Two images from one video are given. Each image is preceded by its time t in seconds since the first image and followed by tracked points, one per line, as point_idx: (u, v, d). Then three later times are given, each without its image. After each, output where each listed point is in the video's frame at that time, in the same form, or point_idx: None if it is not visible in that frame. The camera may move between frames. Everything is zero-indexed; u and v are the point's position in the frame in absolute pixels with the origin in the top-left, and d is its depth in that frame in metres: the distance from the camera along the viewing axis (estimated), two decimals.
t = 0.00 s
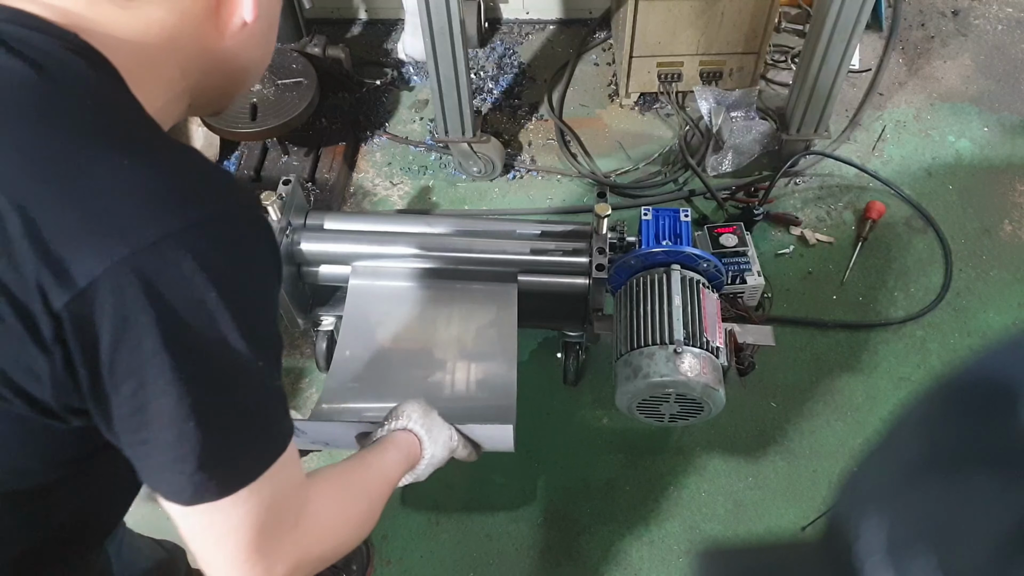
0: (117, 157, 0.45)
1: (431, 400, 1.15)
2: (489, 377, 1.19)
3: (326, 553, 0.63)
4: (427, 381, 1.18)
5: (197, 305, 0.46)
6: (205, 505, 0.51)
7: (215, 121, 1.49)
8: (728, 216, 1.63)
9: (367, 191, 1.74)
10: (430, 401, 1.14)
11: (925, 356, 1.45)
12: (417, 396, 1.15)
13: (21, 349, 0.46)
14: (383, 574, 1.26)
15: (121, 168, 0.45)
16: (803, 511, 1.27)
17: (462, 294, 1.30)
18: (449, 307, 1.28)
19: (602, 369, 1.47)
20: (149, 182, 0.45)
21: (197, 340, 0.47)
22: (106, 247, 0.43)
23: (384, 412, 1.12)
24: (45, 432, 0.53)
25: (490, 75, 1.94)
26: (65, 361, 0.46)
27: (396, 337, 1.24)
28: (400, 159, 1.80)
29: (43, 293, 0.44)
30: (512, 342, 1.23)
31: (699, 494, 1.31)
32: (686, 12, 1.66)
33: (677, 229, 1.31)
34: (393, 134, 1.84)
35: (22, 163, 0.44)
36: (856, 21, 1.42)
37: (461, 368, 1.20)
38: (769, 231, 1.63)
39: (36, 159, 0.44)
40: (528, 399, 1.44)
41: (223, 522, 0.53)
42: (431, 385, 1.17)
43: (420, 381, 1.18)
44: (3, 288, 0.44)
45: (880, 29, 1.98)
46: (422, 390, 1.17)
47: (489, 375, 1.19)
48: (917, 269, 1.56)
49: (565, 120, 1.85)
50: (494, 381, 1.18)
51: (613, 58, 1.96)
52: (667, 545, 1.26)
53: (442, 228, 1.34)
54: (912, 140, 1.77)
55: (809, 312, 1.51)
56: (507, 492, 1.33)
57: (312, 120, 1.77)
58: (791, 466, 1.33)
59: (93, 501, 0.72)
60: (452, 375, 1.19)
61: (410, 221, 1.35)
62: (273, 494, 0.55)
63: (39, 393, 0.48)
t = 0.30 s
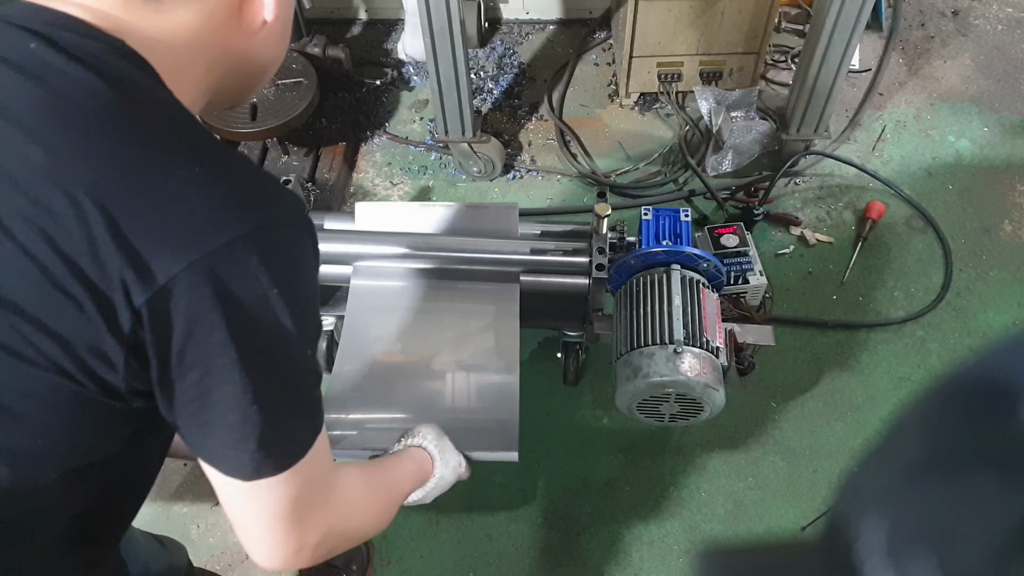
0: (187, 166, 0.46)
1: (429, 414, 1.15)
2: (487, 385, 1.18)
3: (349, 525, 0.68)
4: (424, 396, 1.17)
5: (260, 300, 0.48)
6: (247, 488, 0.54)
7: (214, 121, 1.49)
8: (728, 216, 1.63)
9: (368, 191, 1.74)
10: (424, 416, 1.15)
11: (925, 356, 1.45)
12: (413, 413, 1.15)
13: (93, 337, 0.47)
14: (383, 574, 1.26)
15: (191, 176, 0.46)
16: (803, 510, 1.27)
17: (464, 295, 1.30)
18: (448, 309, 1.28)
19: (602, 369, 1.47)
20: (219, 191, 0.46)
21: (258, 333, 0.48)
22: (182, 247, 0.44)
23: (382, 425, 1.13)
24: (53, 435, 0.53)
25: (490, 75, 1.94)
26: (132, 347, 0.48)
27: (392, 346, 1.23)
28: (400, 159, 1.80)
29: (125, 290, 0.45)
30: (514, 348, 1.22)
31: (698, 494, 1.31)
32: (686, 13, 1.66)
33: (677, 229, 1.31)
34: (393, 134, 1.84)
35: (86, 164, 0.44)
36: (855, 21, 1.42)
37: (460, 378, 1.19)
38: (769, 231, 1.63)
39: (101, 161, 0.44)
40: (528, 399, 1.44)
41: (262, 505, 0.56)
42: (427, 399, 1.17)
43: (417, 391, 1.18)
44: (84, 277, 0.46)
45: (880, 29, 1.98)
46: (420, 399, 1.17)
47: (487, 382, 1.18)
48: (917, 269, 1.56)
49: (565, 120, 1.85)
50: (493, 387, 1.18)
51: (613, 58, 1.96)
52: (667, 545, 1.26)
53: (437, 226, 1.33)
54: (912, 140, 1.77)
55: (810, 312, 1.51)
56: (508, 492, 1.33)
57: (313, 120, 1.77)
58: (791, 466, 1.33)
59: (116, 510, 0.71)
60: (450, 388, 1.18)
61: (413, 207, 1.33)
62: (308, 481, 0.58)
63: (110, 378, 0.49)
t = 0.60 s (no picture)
0: (216, 135, 0.45)
1: (431, 406, 1.23)
2: (489, 377, 1.25)
3: (350, 472, 0.74)
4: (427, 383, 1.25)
5: (287, 263, 0.49)
6: (271, 442, 0.59)
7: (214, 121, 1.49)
8: (728, 216, 1.63)
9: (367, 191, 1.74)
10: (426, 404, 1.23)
11: (925, 356, 1.45)
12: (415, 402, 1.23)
13: (127, 298, 0.48)
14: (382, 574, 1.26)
15: (219, 146, 0.45)
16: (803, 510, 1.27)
17: (466, 296, 1.32)
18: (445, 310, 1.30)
19: (602, 369, 1.47)
20: (248, 159, 0.46)
21: (284, 292, 0.50)
22: (216, 213, 0.45)
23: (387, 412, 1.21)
24: (51, 432, 0.53)
25: (490, 74, 1.94)
26: (165, 303, 0.49)
27: (394, 337, 1.28)
28: (400, 159, 1.80)
29: (162, 254, 0.46)
30: (516, 338, 1.25)
31: (699, 493, 1.31)
32: (686, 13, 1.66)
33: (677, 229, 1.31)
34: (393, 134, 1.84)
35: (115, 131, 0.44)
36: (856, 21, 1.42)
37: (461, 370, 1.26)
38: (769, 231, 1.64)
39: (131, 127, 0.44)
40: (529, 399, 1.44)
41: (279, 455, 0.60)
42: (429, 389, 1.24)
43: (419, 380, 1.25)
44: (118, 237, 0.46)
45: (880, 29, 1.98)
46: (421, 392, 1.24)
47: (490, 372, 1.25)
48: (917, 269, 1.56)
49: (565, 120, 1.85)
50: (496, 379, 1.24)
51: (613, 58, 1.96)
52: (667, 545, 1.26)
53: (418, 224, 1.31)
54: (912, 140, 1.77)
55: (810, 311, 1.52)
56: (507, 492, 1.33)
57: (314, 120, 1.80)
58: (791, 466, 1.33)
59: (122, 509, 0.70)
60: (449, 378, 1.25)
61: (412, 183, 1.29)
62: (323, 438, 0.62)
63: (146, 334, 0.50)
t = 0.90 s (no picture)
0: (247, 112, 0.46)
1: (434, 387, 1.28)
2: (488, 359, 1.29)
3: (379, 420, 0.75)
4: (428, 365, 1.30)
5: (308, 231, 0.50)
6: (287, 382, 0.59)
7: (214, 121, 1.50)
8: (728, 217, 1.63)
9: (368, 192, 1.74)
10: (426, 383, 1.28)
11: (925, 356, 1.45)
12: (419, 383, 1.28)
13: (159, 268, 0.48)
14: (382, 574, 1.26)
15: (237, 120, 0.46)
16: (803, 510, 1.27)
17: (469, 296, 1.34)
18: (444, 307, 1.33)
19: (602, 369, 1.47)
20: (265, 127, 0.46)
21: (310, 254, 0.51)
22: (241, 188, 0.46)
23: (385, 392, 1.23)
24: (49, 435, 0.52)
25: (490, 74, 1.94)
26: (193, 270, 0.49)
27: (399, 323, 1.32)
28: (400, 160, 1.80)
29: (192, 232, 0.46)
30: (519, 332, 1.29)
31: (699, 493, 1.31)
32: (685, 12, 1.66)
33: (677, 229, 1.31)
34: (393, 134, 1.84)
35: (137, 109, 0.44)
36: (856, 20, 1.42)
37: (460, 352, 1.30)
38: (769, 231, 1.63)
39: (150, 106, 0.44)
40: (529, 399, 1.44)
41: (300, 402, 0.62)
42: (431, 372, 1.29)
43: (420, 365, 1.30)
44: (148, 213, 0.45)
45: (880, 29, 1.98)
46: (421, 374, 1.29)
47: (489, 355, 1.29)
48: (918, 269, 1.56)
49: (565, 120, 1.85)
50: (495, 361, 1.29)
51: (613, 58, 1.96)
52: (666, 545, 1.26)
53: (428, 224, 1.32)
54: (912, 140, 1.77)
55: (810, 311, 1.52)
56: (507, 491, 1.33)
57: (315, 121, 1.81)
58: (791, 466, 1.33)
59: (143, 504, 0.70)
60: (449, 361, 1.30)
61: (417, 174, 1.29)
62: (344, 383, 0.63)
63: (177, 301, 0.51)
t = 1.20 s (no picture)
0: (345, 94, 0.46)
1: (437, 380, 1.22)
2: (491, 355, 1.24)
3: (403, 380, 0.75)
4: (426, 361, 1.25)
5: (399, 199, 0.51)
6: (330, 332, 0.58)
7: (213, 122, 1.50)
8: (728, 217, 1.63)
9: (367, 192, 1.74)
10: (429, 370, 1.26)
11: (925, 356, 1.45)
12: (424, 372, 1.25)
13: (269, 231, 0.46)
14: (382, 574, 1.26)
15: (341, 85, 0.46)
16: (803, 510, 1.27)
17: (486, 294, 1.33)
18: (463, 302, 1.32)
19: (602, 369, 1.46)
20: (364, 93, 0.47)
21: (392, 222, 0.51)
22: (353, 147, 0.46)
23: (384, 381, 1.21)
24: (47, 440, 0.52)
25: (490, 75, 1.94)
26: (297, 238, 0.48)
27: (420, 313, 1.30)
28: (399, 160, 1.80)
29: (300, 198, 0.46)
30: (520, 331, 1.27)
31: (699, 493, 1.31)
32: (686, 12, 1.66)
33: (677, 229, 1.31)
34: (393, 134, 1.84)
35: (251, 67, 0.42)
36: (856, 20, 1.42)
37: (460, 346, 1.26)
38: (769, 231, 1.63)
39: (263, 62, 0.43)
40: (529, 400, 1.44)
41: (345, 354, 0.61)
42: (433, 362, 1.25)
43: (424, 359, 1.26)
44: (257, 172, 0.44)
45: (880, 29, 1.98)
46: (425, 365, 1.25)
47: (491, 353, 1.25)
48: (918, 269, 1.56)
49: (564, 120, 1.85)
50: (493, 358, 1.24)
51: (613, 58, 1.96)
52: (666, 545, 1.26)
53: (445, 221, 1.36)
54: (912, 140, 1.76)
55: (809, 311, 1.52)
56: (507, 492, 1.33)
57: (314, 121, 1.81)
58: (791, 466, 1.33)
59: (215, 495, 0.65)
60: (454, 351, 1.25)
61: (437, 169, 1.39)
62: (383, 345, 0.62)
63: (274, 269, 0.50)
